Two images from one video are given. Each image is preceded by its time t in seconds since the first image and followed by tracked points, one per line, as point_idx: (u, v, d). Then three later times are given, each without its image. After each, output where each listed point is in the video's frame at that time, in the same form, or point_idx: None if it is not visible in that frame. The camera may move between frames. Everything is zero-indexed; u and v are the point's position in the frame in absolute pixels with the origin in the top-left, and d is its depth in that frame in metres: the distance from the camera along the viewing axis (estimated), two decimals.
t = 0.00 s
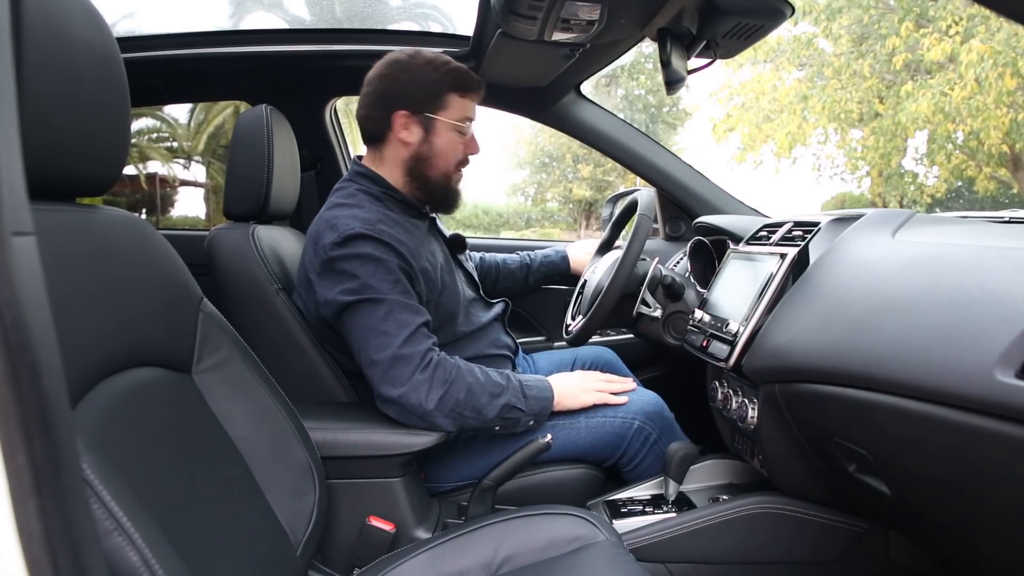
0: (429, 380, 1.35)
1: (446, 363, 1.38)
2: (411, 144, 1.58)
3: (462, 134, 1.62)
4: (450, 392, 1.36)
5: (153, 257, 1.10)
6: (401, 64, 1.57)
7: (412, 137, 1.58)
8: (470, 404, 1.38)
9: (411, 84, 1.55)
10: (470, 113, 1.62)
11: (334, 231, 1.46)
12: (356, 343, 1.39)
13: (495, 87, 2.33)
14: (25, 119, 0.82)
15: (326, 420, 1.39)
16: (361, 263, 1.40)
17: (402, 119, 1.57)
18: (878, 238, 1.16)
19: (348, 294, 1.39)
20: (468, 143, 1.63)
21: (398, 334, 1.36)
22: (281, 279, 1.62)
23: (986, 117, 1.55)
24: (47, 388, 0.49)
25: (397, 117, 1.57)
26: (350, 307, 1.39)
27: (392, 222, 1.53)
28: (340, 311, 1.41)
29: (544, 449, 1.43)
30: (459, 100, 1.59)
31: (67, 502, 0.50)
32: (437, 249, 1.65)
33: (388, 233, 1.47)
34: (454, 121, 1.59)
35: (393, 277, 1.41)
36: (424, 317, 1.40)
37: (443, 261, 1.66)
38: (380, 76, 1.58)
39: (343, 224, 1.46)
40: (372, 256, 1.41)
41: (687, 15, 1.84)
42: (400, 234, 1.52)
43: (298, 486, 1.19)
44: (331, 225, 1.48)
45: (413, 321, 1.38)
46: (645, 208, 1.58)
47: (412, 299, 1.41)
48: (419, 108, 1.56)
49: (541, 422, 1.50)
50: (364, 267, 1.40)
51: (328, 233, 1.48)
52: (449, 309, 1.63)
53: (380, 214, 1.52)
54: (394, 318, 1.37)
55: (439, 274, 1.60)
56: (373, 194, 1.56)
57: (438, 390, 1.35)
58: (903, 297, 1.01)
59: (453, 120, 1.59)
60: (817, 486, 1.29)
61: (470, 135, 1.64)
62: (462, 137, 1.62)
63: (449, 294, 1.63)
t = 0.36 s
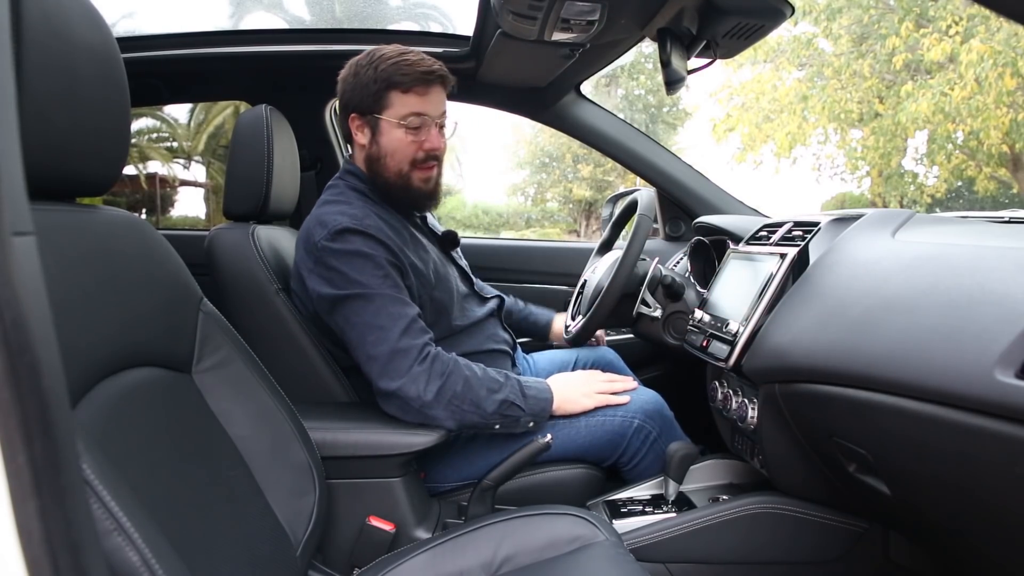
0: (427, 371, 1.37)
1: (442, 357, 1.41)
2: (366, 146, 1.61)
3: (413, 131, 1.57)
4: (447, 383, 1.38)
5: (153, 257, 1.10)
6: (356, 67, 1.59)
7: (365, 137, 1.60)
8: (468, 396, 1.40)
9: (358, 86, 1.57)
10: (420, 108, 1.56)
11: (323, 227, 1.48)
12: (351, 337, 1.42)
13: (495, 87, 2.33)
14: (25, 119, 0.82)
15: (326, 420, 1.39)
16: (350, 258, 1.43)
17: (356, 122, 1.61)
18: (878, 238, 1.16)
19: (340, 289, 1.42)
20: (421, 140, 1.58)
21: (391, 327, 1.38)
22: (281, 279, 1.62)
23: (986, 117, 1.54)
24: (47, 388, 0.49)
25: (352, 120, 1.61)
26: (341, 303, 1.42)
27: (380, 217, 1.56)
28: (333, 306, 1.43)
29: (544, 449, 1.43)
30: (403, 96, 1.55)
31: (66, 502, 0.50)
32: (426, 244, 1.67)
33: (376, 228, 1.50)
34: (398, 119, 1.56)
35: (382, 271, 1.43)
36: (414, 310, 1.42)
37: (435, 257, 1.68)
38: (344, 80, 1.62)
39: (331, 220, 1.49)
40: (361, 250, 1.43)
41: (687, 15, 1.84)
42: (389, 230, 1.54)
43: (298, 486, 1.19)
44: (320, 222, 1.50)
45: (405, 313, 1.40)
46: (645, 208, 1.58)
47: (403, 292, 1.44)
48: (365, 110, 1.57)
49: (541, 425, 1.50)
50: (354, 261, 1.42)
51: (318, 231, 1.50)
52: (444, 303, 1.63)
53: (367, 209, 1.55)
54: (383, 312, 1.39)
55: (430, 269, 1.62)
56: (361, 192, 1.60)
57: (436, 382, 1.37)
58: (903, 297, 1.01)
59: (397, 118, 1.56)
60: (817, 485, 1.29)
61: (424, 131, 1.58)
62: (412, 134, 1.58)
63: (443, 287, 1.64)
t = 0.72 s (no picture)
0: (419, 364, 1.38)
1: (436, 353, 1.42)
2: (362, 146, 1.63)
3: (399, 129, 1.58)
4: (439, 378, 1.39)
5: (153, 258, 1.11)
6: (352, 69, 1.62)
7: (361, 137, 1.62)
8: (463, 392, 1.41)
9: (350, 88, 1.60)
10: (404, 106, 1.56)
11: (317, 224, 1.51)
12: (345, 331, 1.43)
13: (495, 87, 2.33)
14: (25, 119, 0.82)
15: (326, 420, 1.39)
16: (342, 253, 1.45)
17: (354, 124, 1.63)
18: (879, 238, 1.16)
19: (331, 285, 1.44)
20: (408, 137, 1.58)
21: (381, 321, 1.40)
22: (281, 279, 1.62)
23: (986, 117, 1.55)
24: (47, 387, 0.49)
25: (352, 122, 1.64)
26: (333, 296, 1.43)
27: (376, 215, 1.57)
28: (325, 300, 1.45)
29: (544, 449, 1.43)
30: (387, 95, 1.56)
31: (66, 502, 0.50)
32: (426, 244, 1.68)
33: (370, 225, 1.52)
34: (386, 117, 1.57)
35: (373, 267, 1.45)
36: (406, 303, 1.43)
37: (436, 256, 1.68)
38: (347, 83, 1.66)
39: (325, 217, 1.52)
40: (353, 246, 1.45)
41: (687, 15, 1.84)
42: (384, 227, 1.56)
43: (298, 486, 1.19)
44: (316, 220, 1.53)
45: (398, 307, 1.42)
46: (645, 208, 1.58)
47: (394, 287, 1.45)
48: (357, 110, 1.60)
49: (537, 428, 1.51)
50: (345, 257, 1.44)
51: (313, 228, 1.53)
52: (443, 303, 1.63)
53: (362, 206, 1.57)
54: (374, 307, 1.40)
55: (428, 266, 1.62)
56: (360, 190, 1.62)
57: (428, 375, 1.38)
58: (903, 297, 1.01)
59: (383, 117, 1.57)
60: (816, 485, 1.29)
61: (412, 128, 1.58)
62: (400, 131, 1.58)
63: (439, 285, 1.63)
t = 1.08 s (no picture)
0: (413, 365, 1.37)
1: (432, 350, 1.40)
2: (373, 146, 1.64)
3: (410, 129, 1.58)
4: (433, 376, 1.38)
5: (153, 258, 1.11)
6: (367, 69, 1.64)
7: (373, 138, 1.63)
8: (457, 389, 1.39)
9: (365, 88, 1.61)
10: (416, 106, 1.57)
11: (329, 219, 1.51)
12: (345, 330, 1.43)
13: (494, 87, 2.33)
14: (25, 120, 0.82)
15: (326, 420, 1.39)
16: (352, 254, 1.44)
17: (366, 125, 1.64)
18: (879, 238, 1.16)
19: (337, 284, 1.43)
20: (419, 138, 1.59)
21: (382, 325, 1.39)
22: (281, 279, 1.62)
23: (987, 117, 1.54)
24: (47, 387, 0.49)
25: (364, 123, 1.65)
26: (337, 296, 1.43)
27: (389, 215, 1.56)
28: (329, 298, 1.45)
29: (544, 449, 1.43)
30: (400, 95, 1.56)
31: (67, 502, 0.50)
32: (436, 246, 1.67)
33: (383, 227, 1.51)
34: (398, 118, 1.58)
35: (383, 270, 1.44)
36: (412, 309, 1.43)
37: (444, 258, 1.68)
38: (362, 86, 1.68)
39: (337, 213, 1.51)
40: (364, 247, 1.45)
41: (687, 15, 1.84)
42: (397, 228, 1.55)
43: (298, 486, 1.19)
44: (327, 215, 1.52)
45: (401, 312, 1.41)
46: (645, 208, 1.58)
47: (400, 292, 1.44)
48: (370, 110, 1.61)
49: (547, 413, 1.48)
50: (354, 258, 1.44)
51: (325, 221, 1.52)
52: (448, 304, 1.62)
53: (374, 204, 1.56)
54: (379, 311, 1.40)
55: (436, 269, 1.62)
56: (373, 187, 1.61)
57: (421, 376, 1.37)
58: (904, 297, 1.01)
59: (395, 117, 1.58)
60: (816, 485, 1.29)
61: (423, 129, 1.59)
62: (411, 132, 1.58)
63: (445, 287, 1.63)
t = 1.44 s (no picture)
0: (336, 364, 1.32)
1: (358, 340, 1.33)
2: (378, 144, 1.64)
3: (416, 128, 1.58)
4: (354, 371, 1.31)
5: (154, 259, 1.11)
6: (373, 65, 1.63)
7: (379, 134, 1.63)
8: (380, 382, 1.32)
9: (371, 84, 1.61)
10: (422, 104, 1.56)
11: (319, 216, 1.54)
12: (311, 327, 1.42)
13: (494, 87, 2.33)
14: (25, 120, 0.82)
15: (326, 420, 1.39)
16: (328, 248, 1.44)
17: (371, 120, 1.64)
18: (879, 238, 1.16)
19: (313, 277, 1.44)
20: (425, 136, 1.59)
21: (330, 323, 1.36)
22: (281, 279, 1.62)
23: (986, 117, 1.54)
24: (47, 388, 0.49)
25: (369, 119, 1.64)
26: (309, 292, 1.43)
27: (380, 214, 1.56)
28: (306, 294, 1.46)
29: (544, 449, 1.43)
30: (406, 93, 1.56)
31: (67, 502, 0.50)
32: (436, 246, 1.64)
33: (366, 224, 1.51)
34: (404, 116, 1.57)
35: (357, 268, 1.43)
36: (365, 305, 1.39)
37: (443, 257, 1.65)
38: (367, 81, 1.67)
39: (328, 210, 1.53)
40: (340, 242, 1.45)
41: (687, 15, 1.84)
42: (384, 227, 1.54)
43: (298, 486, 1.19)
44: (319, 211, 1.55)
45: (345, 311, 1.37)
46: (645, 208, 1.58)
47: (369, 294, 1.42)
48: (375, 108, 1.61)
49: (502, 374, 1.32)
50: (329, 250, 1.44)
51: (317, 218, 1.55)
52: (442, 301, 1.61)
53: (367, 204, 1.56)
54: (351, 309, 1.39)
55: (429, 270, 1.59)
56: (372, 185, 1.62)
57: (342, 372, 1.32)
58: (904, 297, 1.01)
59: (401, 115, 1.58)
60: (816, 485, 1.29)
61: (429, 128, 1.58)
62: (417, 131, 1.58)
63: (439, 286, 1.61)
